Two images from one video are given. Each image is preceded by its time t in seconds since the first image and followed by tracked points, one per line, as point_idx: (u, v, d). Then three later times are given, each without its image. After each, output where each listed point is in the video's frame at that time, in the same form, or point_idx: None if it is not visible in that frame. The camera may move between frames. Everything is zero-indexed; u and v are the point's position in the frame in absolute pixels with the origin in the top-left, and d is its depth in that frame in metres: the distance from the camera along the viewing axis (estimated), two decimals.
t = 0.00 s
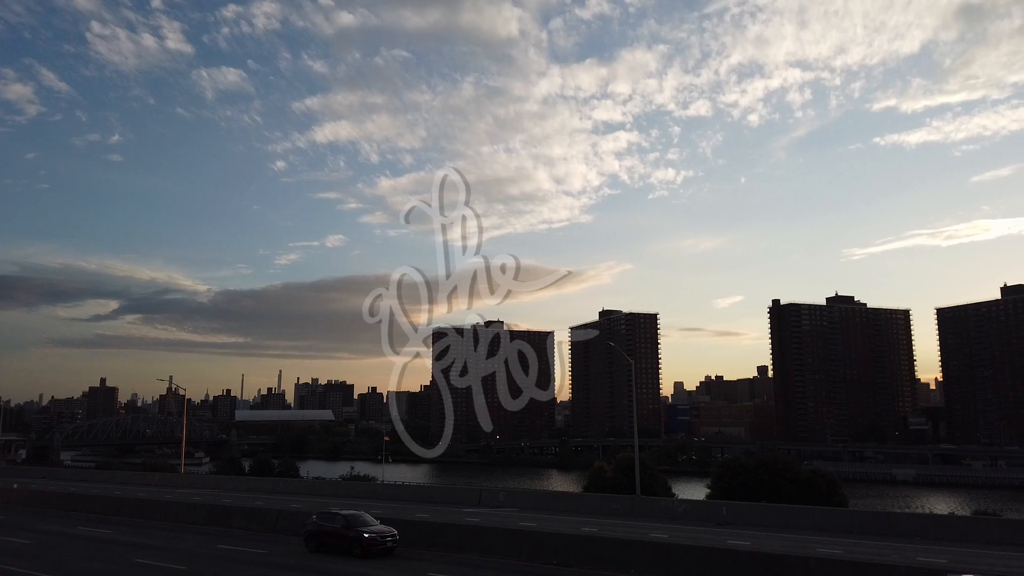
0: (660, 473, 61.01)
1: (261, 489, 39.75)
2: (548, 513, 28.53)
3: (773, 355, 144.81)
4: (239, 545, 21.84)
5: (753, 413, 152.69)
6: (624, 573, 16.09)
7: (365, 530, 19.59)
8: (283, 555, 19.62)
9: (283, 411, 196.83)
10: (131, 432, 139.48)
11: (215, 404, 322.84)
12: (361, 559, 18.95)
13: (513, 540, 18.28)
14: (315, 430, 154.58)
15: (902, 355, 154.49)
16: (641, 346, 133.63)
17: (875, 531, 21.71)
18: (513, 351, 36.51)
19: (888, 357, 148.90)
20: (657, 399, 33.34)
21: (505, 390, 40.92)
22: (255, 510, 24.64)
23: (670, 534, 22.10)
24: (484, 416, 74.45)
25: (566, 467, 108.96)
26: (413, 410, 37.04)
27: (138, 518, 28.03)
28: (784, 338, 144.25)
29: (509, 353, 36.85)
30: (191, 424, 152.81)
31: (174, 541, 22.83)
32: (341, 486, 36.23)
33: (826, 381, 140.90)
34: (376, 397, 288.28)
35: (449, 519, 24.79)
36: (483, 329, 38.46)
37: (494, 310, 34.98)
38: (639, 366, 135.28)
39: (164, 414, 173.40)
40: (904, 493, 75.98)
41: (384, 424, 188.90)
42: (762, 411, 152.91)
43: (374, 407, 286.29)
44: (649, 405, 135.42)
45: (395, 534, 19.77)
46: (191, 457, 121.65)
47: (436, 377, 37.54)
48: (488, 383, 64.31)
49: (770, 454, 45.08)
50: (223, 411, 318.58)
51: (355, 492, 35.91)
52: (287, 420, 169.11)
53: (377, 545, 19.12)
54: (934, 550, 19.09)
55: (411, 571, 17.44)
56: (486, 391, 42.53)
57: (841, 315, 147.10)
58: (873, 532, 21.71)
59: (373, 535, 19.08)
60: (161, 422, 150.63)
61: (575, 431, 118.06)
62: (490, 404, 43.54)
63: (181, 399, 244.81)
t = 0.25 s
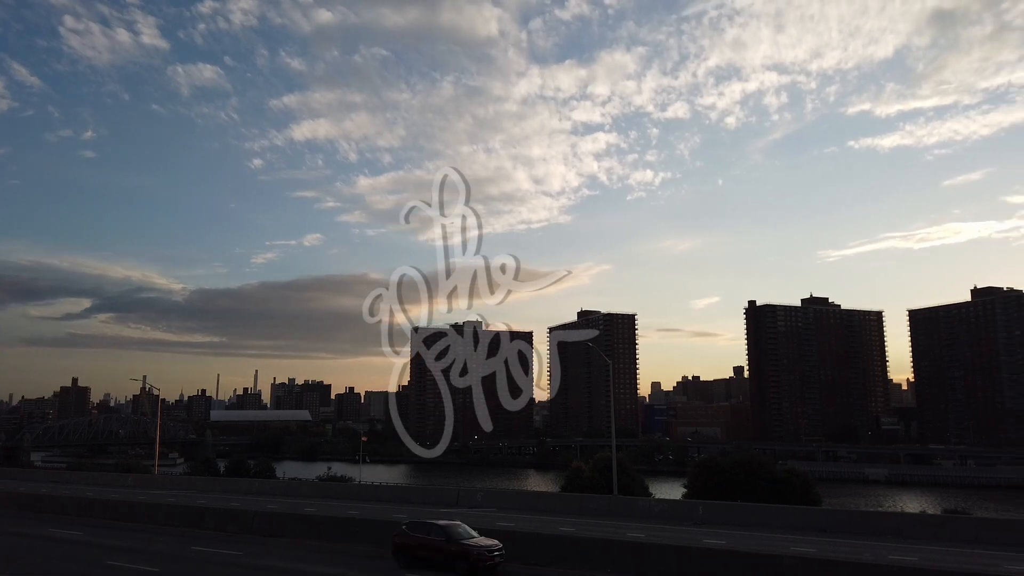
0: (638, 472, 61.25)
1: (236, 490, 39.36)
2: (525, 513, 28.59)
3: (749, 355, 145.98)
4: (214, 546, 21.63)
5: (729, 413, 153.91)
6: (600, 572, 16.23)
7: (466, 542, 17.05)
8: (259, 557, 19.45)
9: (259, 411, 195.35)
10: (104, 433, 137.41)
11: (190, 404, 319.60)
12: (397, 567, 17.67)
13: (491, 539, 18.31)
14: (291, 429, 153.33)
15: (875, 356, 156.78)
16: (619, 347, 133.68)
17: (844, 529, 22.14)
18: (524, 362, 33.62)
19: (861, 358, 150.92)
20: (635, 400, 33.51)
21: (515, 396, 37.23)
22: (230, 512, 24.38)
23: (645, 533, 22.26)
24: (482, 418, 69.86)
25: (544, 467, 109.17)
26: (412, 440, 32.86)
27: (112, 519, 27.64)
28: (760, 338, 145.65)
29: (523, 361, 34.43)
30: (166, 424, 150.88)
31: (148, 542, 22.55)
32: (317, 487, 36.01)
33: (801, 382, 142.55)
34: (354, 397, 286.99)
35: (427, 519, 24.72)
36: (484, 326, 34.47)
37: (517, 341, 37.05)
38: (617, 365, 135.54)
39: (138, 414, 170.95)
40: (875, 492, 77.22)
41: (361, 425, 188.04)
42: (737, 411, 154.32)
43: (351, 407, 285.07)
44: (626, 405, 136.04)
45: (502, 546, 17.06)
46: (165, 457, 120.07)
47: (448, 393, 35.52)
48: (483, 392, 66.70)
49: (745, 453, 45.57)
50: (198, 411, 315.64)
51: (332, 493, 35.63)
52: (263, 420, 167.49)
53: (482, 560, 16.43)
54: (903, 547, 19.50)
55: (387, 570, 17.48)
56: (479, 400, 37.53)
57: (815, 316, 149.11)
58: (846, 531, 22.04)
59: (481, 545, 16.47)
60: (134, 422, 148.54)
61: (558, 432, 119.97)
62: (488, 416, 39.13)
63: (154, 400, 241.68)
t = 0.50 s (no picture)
0: (617, 473, 61.52)
1: (212, 491, 39.02)
2: (504, 513, 28.63)
3: (727, 356, 147.10)
4: (190, 548, 21.44)
5: (706, 413, 155.00)
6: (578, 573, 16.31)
7: (590, 555, 14.74)
8: (236, 558, 19.35)
9: (237, 411, 193.93)
10: (78, 433, 135.60)
11: (166, 405, 316.17)
12: (377, 568, 17.66)
13: (471, 540, 18.28)
14: (268, 429, 152.28)
15: (850, 357, 158.83)
16: (599, 348, 132.44)
17: (818, 528, 22.44)
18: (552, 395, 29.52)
19: (837, 359, 152.76)
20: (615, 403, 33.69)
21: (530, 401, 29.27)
22: (206, 512, 24.16)
23: (623, 533, 22.43)
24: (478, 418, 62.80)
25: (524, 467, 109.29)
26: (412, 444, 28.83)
27: (85, 520, 27.29)
28: (738, 339, 146.95)
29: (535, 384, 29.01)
30: (141, 424, 149.19)
31: (121, 544, 22.30)
32: (295, 488, 35.77)
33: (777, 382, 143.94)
34: (332, 398, 285.78)
35: (406, 520, 24.69)
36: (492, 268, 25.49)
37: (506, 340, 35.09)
38: (596, 365, 134.99)
39: (112, 414, 168.88)
40: (850, 491, 78.20)
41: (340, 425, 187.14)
42: (715, 411, 155.53)
43: (330, 407, 284.01)
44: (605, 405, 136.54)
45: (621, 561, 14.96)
46: (140, 458, 118.64)
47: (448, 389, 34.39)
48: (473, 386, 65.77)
49: (723, 453, 45.93)
50: (174, 412, 312.39)
51: (310, 494, 35.40)
52: (240, 420, 166.14)
53: None
54: (877, 546, 19.82)
55: (364, 571, 17.47)
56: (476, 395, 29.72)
57: (792, 317, 150.76)
58: (822, 529, 22.30)
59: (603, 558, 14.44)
60: (108, 423, 146.70)
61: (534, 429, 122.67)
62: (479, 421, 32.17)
63: (129, 400, 238.81)
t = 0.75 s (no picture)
0: (594, 472, 61.94)
1: (186, 492, 38.63)
2: (481, 513, 28.67)
3: (703, 356, 148.22)
4: (163, 550, 21.22)
5: (682, 413, 156.07)
6: (557, 571, 16.40)
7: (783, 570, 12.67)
8: (210, 560, 19.21)
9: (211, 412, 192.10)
10: (46, 433, 134.77)
11: (139, 405, 312.56)
12: (353, 569, 17.62)
13: (449, 541, 18.27)
14: (243, 430, 151.00)
15: (823, 358, 160.99)
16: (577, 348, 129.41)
17: (793, 526, 22.71)
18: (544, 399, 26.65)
19: (810, 360, 154.69)
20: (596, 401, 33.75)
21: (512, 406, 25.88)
22: (180, 513, 23.92)
23: (601, 532, 22.55)
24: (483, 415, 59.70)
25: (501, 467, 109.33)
26: (410, 441, 27.34)
27: (54, 522, 26.91)
28: (713, 339, 148.26)
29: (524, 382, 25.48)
30: (113, 425, 147.17)
31: (92, 546, 22.01)
32: (269, 488, 35.50)
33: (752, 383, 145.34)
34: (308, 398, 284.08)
35: (382, 521, 24.64)
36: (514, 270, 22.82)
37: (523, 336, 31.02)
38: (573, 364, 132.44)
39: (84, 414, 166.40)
40: (822, 491, 79.32)
41: (316, 425, 186.08)
42: (691, 411, 156.80)
43: (306, 407, 282.64)
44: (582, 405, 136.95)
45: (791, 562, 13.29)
46: (112, 459, 116.96)
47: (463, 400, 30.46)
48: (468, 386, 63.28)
49: (699, 453, 46.36)
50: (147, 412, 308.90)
51: (285, 494, 35.15)
52: (215, 420, 164.60)
53: None
54: (850, 544, 20.12)
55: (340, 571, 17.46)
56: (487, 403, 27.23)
57: (767, 318, 152.42)
58: (797, 528, 22.54)
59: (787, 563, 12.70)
60: (79, 423, 144.52)
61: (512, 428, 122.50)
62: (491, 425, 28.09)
63: (101, 400, 235.65)
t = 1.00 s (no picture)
0: (573, 472, 62.19)
1: (161, 493, 38.25)
2: (460, 514, 28.71)
3: (681, 356, 149.18)
4: (136, 551, 21.04)
5: (661, 413, 156.95)
6: (534, 571, 16.52)
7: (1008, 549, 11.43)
8: (184, 562, 19.10)
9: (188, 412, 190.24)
10: (18, 432, 133.34)
11: (114, 405, 309.08)
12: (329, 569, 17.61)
13: (427, 541, 18.27)
14: (221, 430, 149.75)
15: (800, 358, 162.75)
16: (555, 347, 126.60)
17: (768, 525, 22.99)
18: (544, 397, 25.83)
19: (787, 360, 156.28)
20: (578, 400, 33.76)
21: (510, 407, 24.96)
22: (154, 514, 23.71)
23: (579, 532, 22.69)
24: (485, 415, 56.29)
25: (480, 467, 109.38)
26: (411, 441, 26.88)
27: (25, 524, 26.56)
28: (692, 340, 149.32)
29: (523, 381, 24.75)
30: (87, 425, 145.26)
31: (64, 548, 21.77)
32: (246, 488, 35.27)
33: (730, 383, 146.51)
34: (287, 398, 282.47)
35: (359, 522, 24.62)
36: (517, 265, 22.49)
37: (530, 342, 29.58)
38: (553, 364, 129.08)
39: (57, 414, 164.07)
40: (797, 490, 80.33)
41: (294, 425, 184.89)
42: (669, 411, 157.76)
43: (284, 407, 281.24)
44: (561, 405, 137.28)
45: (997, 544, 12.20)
46: (86, 460, 115.42)
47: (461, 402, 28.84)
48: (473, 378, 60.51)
49: (677, 453, 46.73)
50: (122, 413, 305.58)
51: (261, 495, 34.94)
52: (192, 421, 163.09)
53: None
54: (825, 543, 20.40)
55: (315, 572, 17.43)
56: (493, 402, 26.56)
57: (745, 319, 153.78)
58: (773, 527, 22.80)
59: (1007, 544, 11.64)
60: (52, 423, 142.50)
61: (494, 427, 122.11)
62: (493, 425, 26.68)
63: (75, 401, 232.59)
